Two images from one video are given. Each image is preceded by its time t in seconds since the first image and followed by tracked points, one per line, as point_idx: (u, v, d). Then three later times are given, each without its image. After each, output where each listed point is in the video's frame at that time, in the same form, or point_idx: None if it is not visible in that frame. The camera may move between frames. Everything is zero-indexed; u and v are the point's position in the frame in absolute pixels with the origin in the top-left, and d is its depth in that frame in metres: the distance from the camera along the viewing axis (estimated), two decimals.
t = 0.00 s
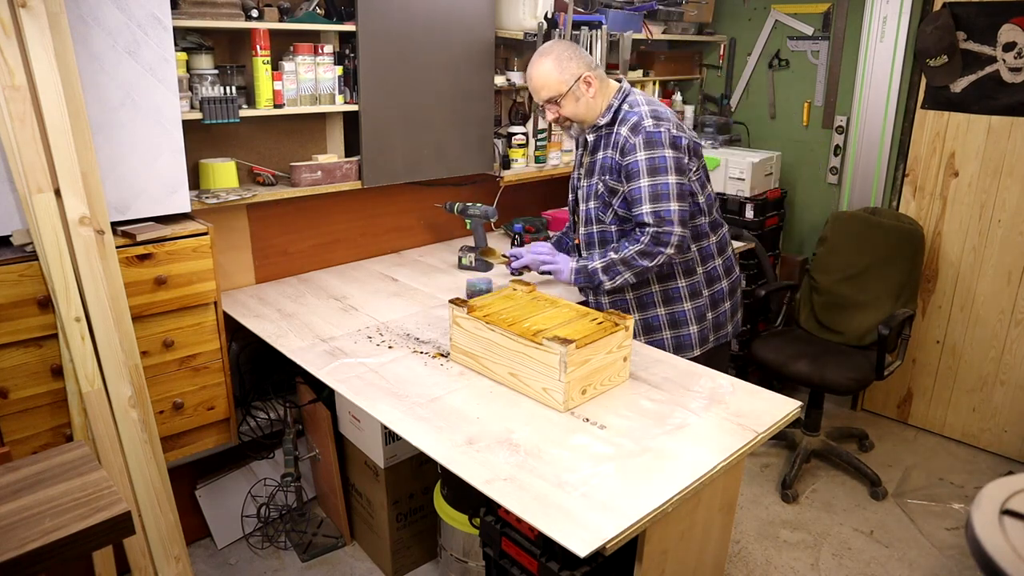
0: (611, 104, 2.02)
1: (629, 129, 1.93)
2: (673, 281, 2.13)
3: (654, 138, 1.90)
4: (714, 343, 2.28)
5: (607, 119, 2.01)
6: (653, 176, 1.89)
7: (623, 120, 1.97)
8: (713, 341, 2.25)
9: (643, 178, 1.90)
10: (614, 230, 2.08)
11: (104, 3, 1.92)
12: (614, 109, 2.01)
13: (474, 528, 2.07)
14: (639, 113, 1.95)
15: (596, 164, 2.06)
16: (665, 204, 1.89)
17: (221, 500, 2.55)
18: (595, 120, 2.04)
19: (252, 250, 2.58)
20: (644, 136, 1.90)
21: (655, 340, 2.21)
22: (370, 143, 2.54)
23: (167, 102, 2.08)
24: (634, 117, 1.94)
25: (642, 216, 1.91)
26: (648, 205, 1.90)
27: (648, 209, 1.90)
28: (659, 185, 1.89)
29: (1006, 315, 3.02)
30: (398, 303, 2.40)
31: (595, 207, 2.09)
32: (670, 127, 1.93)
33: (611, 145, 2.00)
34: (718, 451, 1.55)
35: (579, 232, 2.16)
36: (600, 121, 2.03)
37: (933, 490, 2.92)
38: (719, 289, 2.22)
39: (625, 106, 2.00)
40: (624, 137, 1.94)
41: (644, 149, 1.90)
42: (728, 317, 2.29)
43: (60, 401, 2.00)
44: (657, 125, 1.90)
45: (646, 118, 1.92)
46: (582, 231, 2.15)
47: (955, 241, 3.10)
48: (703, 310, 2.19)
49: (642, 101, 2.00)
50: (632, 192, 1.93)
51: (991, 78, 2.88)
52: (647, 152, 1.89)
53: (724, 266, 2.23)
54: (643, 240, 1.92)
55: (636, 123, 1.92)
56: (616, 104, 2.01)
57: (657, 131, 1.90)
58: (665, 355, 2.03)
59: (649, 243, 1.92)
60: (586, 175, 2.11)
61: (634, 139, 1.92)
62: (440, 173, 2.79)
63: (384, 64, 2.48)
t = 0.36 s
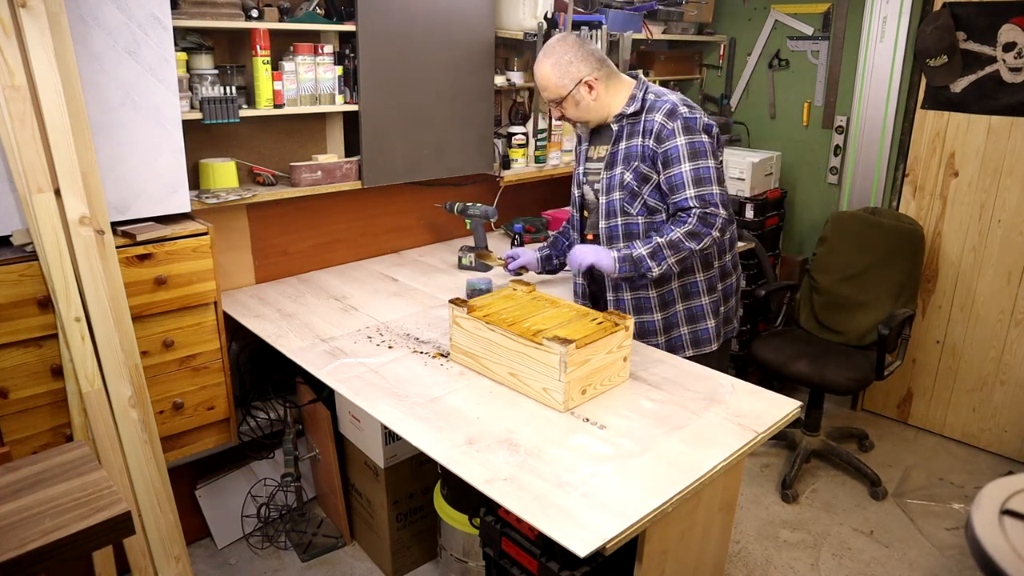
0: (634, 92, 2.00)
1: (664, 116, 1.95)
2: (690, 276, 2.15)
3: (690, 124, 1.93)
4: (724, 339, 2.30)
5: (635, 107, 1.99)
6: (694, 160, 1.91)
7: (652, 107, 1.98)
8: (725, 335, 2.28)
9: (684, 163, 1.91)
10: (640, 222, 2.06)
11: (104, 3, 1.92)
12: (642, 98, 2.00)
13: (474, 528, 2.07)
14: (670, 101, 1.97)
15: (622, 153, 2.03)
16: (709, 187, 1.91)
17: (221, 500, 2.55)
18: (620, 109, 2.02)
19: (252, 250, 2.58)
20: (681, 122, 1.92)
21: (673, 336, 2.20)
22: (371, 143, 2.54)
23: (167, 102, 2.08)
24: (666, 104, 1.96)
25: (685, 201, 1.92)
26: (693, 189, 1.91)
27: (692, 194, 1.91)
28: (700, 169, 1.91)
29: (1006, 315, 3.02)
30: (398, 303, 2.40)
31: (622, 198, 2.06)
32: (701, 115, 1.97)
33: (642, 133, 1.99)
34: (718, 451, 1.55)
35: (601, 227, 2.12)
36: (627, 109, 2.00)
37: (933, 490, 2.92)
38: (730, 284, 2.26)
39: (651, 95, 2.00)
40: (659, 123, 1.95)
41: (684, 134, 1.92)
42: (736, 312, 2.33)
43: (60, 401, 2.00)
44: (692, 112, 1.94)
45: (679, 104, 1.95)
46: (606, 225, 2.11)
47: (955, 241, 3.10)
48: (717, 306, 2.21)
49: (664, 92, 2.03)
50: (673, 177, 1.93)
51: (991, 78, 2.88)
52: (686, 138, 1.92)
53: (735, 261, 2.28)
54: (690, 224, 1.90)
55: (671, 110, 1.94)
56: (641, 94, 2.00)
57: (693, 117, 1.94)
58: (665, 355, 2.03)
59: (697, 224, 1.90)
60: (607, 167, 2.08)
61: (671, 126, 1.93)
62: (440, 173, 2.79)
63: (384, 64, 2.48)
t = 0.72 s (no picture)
0: (638, 90, 2.03)
1: (675, 112, 1.98)
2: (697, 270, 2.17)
3: (704, 119, 1.97)
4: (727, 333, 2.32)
5: (642, 105, 2.01)
6: (714, 153, 1.96)
7: (661, 104, 2.00)
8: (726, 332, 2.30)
9: (705, 158, 1.95)
10: (652, 218, 2.08)
11: (104, 3, 1.92)
12: (648, 96, 2.02)
13: (474, 528, 2.07)
14: (678, 97, 2.01)
15: (630, 151, 2.05)
16: (732, 178, 1.97)
17: (221, 500, 2.55)
18: (626, 107, 2.03)
19: (251, 250, 2.58)
20: (694, 117, 1.96)
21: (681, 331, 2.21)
22: (370, 143, 2.54)
23: (167, 102, 2.08)
24: (674, 100, 1.99)
25: (713, 193, 1.97)
26: (718, 181, 1.96)
27: (719, 185, 1.96)
28: (721, 161, 1.96)
29: (1006, 315, 3.02)
30: (398, 303, 2.40)
31: (631, 196, 2.07)
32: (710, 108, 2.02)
33: (651, 131, 2.01)
34: (718, 451, 1.55)
35: (609, 225, 2.12)
36: (633, 107, 2.01)
37: (933, 490, 2.91)
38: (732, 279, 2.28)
39: (656, 93, 2.02)
40: (671, 120, 1.98)
41: (699, 129, 1.96)
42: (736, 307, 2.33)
43: (60, 401, 2.00)
44: (702, 106, 1.98)
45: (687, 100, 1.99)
46: (615, 224, 2.11)
47: (955, 241, 3.10)
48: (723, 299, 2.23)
49: (665, 89, 2.06)
50: (696, 173, 1.97)
51: (991, 78, 2.88)
52: (702, 132, 1.96)
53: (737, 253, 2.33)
54: (723, 219, 1.98)
55: (681, 106, 1.98)
56: (646, 92, 2.02)
57: (703, 110, 1.98)
58: (665, 355, 2.03)
59: (728, 226, 1.98)
60: (613, 166, 2.09)
61: (685, 121, 1.97)
62: (440, 173, 2.79)
63: (384, 64, 2.48)
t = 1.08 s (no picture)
0: (639, 91, 2.03)
1: (675, 114, 1.99)
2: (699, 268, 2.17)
3: (704, 120, 1.98)
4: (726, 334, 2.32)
5: (642, 105, 2.02)
6: (714, 153, 1.97)
7: (661, 105, 2.01)
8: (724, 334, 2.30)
9: (706, 158, 1.96)
10: (651, 219, 2.08)
11: (104, 3, 1.92)
12: (649, 96, 2.03)
13: (474, 528, 2.07)
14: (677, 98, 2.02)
15: (630, 152, 2.06)
16: (733, 178, 1.98)
17: (221, 500, 2.55)
18: (627, 107, 2.04)
19: (251, 250, 2.58)
20: (695, 118, 1.98)
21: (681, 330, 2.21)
22: (370, 143, 2.55)
23: (167, 102, 2.08)
24: (675, 101, 2.00)
25: (714, 194, 1.98)
26: (719, 181, 1.97)
27: (720, 186, 1.97)
28: (722, 161, 1.98)
29: (1006, 315, 3.02)
30: (398, 303, 2.40)
31: (630, 197, 2.07)
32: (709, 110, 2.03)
33: (651, 132, 2.02)
34: (718, 451, 1.55)
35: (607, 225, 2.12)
36: (634, 107, 2.02)
37: (933, 490, 2.92)
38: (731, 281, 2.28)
39: (656, 93, 2.03)
40: (671, 121, 1.99)
41: (699, 130, 1.97)
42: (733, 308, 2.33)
43: (60, 401, 2.00)
44: (702, 107, 1.99)
45: (688, 101, 2.00)
46: (613, 224, 2.11)
47: (955, 241, 3.10)
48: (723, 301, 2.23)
49: (665, 90, 2.07)
50: (697, 173, 1.98)
51: (991, 78, 2.88)
52: (702, 133, 1.97)
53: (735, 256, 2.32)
54: (726, 220, 1.98)
55: (682, 107, 1.99)
56: (647, 92, 2.03)
57: (703, 111, 1.99)
58: (665, 355, 2.03)
59: (733, 226, 1.99)
60: (612, 167, 2.09)
61: (685, 122, 1.98)
62: (440, 173, 2.79)
63: (384, 64, 2.48)
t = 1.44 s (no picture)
0: (657, 94, 2.02)
1: (697, 121, 1.98)
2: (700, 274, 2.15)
3: (724, 130, 1.98)
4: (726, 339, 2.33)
5: (661, 109, 2.00)
6: (733, 164, 1.97)
7: (681, 111, 2.01)
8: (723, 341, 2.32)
9: (725, 169, 1.96)
10: (662, 225, 2.08)
11: (104, 3, 1.92)
12: (668, 100, 2.01)
13: (474, 528, 2.08)
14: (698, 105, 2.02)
15: (645, 157, 2.05)
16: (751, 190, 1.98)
17: (221, 500, 2.55)
18: (644, 110, 2.02)
19: (251, 250, 2.58)
20: (716, 127, 1.97)
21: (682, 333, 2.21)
22: (371, 144, 2.54)
23: (167, 102, 2.08)
24: (695, 109, 2.00)
25: (734, 203, 1.97)
26: (738, 192, 1.96)
27: (738, 197, 1.96)
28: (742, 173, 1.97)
29: (1006, 315, 3.02)
30: (398, 303, 2.40)
31: (643, 202, 2.06)
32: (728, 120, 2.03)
33: (668, 137, 2.01)
34: (718, 451, 1.55)
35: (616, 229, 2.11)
36: (653, 111, 2.01)
37: (933, 490, 2.92)
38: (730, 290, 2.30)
39: (675, 98, 2.02)
40: (692, 128, 1.98)
41: (721, 140, 1.97)
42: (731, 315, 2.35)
43: (60, 401, 2.00)
44: (722, 117, 1.99)
45: (709, 109, 2.00)
46: (622, 228, 2.10)
47: (955, 241, 3.10)
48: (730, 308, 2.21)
49: (683, 95, 2.06)
50: (716, 182, 1.97)
51: (991, 78, 2.88)
52: (723, 143, 1.97)
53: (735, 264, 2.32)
54: (750, 230, 1.95)
55: (703, 115, 1.98)
56: (664, 96, 2.02)
57: (723, 121, 1.99)
58: (665, 355, 2.03)
59: (757, 234, 1.95)
60: (625, 170, 2.07)
61: (706, 131, 1.98)
62: (440, 173, 2.79)
63: (384, 64, 2.48)
